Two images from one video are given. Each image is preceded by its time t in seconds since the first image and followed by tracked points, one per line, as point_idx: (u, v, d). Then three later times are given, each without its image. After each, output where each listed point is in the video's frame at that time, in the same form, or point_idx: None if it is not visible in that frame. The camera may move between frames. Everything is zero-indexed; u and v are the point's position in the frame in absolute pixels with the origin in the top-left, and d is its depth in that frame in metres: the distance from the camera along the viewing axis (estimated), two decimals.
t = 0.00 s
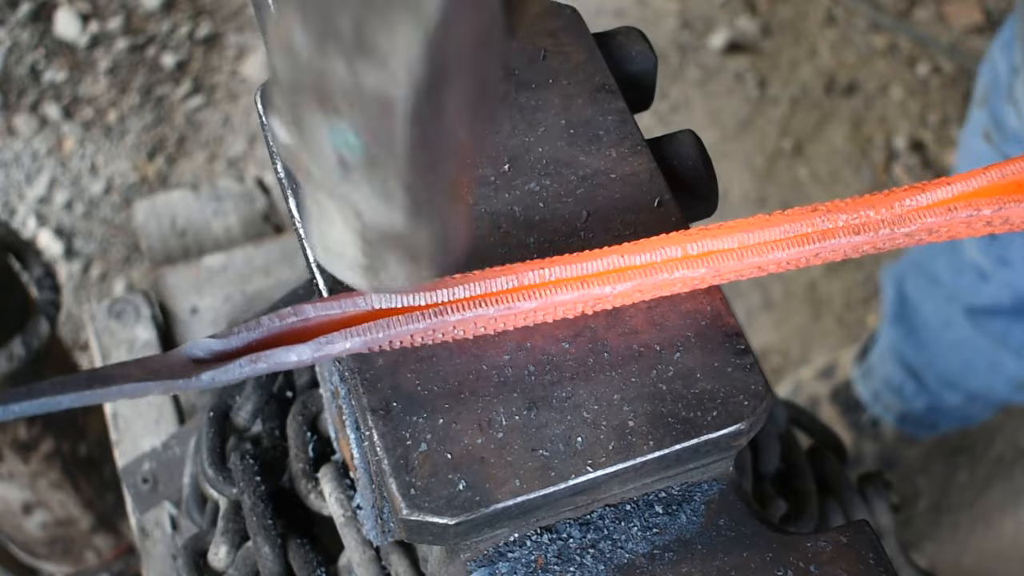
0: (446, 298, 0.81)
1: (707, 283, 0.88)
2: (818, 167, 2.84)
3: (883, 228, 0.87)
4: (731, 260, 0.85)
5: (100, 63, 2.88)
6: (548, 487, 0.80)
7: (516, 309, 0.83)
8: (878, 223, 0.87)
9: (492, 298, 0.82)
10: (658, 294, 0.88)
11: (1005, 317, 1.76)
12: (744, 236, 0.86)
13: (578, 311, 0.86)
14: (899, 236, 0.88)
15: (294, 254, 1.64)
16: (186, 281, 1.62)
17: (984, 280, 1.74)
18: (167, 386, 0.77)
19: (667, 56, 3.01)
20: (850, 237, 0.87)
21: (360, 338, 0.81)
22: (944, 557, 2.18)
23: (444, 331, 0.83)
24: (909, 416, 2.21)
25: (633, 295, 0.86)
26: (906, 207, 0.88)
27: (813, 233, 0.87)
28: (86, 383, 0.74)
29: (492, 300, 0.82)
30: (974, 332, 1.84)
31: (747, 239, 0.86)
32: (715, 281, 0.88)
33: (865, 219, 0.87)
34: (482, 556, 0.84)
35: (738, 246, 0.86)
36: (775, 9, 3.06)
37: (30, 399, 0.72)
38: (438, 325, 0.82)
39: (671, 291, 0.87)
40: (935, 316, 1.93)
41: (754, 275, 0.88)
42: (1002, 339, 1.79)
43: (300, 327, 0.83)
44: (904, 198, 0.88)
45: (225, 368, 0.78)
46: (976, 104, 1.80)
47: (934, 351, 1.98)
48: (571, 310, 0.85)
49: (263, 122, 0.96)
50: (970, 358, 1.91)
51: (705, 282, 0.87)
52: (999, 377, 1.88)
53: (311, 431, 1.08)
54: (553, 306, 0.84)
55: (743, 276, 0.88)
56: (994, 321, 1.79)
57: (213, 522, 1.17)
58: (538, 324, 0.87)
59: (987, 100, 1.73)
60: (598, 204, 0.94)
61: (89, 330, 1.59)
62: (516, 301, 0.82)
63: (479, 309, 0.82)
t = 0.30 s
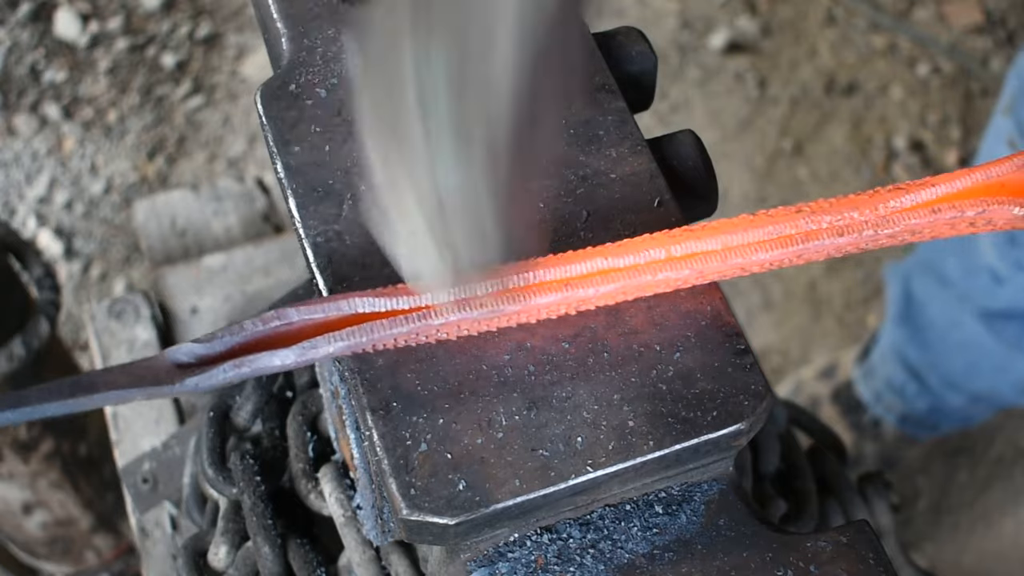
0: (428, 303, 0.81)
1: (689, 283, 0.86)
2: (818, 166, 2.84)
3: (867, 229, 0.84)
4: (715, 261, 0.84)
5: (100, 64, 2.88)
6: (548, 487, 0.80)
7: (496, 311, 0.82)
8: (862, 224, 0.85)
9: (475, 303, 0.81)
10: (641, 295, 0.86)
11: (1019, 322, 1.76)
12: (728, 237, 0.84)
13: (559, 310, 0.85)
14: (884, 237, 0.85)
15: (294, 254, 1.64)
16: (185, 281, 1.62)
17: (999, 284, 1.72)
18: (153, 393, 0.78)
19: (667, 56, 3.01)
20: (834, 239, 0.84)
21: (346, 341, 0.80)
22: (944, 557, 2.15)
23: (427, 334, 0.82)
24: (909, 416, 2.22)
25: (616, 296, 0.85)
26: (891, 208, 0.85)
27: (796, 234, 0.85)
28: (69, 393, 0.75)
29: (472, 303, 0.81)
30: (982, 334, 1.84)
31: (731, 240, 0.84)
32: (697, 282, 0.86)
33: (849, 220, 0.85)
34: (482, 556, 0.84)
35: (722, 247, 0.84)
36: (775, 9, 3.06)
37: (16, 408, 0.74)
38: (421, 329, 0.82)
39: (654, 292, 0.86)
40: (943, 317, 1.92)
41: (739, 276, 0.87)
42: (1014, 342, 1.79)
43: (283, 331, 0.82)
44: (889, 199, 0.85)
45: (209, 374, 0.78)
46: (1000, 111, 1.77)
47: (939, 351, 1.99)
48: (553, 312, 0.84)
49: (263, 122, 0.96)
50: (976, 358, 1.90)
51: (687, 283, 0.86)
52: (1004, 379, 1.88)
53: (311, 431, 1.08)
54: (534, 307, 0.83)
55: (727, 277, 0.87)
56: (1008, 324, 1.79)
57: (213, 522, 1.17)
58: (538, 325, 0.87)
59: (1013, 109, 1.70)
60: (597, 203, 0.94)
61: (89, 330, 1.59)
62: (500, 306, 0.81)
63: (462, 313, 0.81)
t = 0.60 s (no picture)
0: (384, 283, 0.79)
1: (651, 294, 0.84)
2: (818, 167, 2.84)
3: (831, 251, 0.81)
4: (677, 271, 0.81)
5: (100, 64, 2.88)
6: (548, 487, 0.80)
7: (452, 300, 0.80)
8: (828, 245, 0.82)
9: (430, 287, 0.79)
10: (600, 301, 0.84)
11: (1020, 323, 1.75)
12: (693, 248, 0.82)
13: (518, 310, 0.83)
14: (849, 261, 0.82)
15: (294, 253, 1.64)
16: (185, 281, 1.64)
17: (1000, 284, 1.71)
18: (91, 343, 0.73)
19: (667, 56, 3.01)
20: (798, 259, 0.81)
21: (298, 315, 0.76)
22: (944, 557, 2.15)
23: (381, 317, 0.80)
24: (909, 416, 2.22)
25: (578, 297, 0.82)
26: (857, 233, 0.82)
27: (760, 251, 0.82)
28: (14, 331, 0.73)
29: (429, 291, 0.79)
30: (982, 334, 1.83)
31: (695, 251, 0.82)
32: (659, 293, 0.84)
33: (813, 241, 0.82)
34: (482, 556, 0.84)
35: (686, 257, 0.82)
36: (775, 9, 3.06)
37: None
38: (374, 310, 0.79)
39: (614, 298, 0.84)
40: (943, 317, 1.92)
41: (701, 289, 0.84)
42: (1015, 344, 1.78)
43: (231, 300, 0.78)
44: (856, 223, 0.82)
45: (154, 333, 0.73)
46: (1006, 112, 1.76)
47: (940, 351, 1.99)
48: (510, 308, 0.82)
49: (263, 122, 0.96)
50: (976, 359, 1.90)
51: (648, 293, 0.84)
52: (1005, 380, 1.87)
53: (311, 431, 1.08)
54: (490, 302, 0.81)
55: (688, 290, 0.84)
56: (1010, 325, 1.78)
57: (213, 522, 1.17)
58: (538, 325, 0.87)
59: (1019, 110, 1.69)
60: (598, 203, 0.94)
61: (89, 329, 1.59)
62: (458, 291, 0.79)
63: (416, 296, 0.79)
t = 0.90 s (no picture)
0: (295, 265, 0.80)
1: (567, 293, 0.84)
2: (818, 167, 2.84)
3: (749, 256, 0.82)
4: (593, 271, 0.81)
5: (99, 64, 2.88)
6: (548, 487, 0.80)
7: (365, 287, 0.80)
8: (743, 251, 0.82)
9: (339, 273, 0.80)
10: (515, 301, 0.84)
11: (1016, 320, 1.75)
12: (606, 249, 0.82)
13: (432, 305, 0.83)
14: (767, 267, 0.83)
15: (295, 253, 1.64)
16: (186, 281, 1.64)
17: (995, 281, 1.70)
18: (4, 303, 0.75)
19: (667, 56, 3.01)
20: (714, 263, 0.82)
21: (204, 291, 0.79)
22: (944, 557, 2.17)
23: (289, 299, 0.82)
24: (909, 416, 2.22)
25: (490, 291, 0.83)
26: (775, 240, 0.83)
27: (675, 254, 0.82)
28: None
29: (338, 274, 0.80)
30: (980, 333, 1.83)
31: (607, 251, 0.81)
32: (576, 294, 0.84)
33: (730, 246, 0.83)
34: (482, 556, 0.84)
35: (599, 257, 0.81)
36: (775, 9, 3.07)
37: None
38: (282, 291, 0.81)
39: (530, 297, 0.84)
40: (941, 316, 1.92)
41: (617, 288, 0.84)
42: (1012, 340, 1.78)
43: (143, 274, 0.80)
44: (773, 230, 0.83)
45: (61, 299, 0.75)
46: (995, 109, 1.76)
47: (939, 350, 1.98)
48: (422, 303, 0.83)
49: (263, 122, 0.96)
50: (975, 357, 1.90)
51: (563, 292, 0.84)
52: (1003, 378, 1.87)
53: (311, 431, 1.08)
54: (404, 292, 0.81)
55: (604, 291, 0.84)
56: (1004, 322, 1.78)
57: (213, 522, 1.17)
58: (539, 325, 0.87)
59: (1008, 106, 1.69)
60: (598, 203, 0.94)
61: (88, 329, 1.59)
62: (366, 279, 0.80)
63: (322, 280, 0.80)
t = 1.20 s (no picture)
0: (307, 263, 0.79)
1: (579, 287, 0.83)
2: (818, 167, 2.84)
3: (760, 245, 0.81)
4: (604, 262, 0.81)
5: (99, 64, 2.88)
6: (548, 487, 0.80)
7: (376, 283, 0.79)
8: (754, 240, 0.81)
9: (351, 269, 0.79)
10: (527, 297, 0.83)
11: (1010, 318, 1.75)
12: (616, 241, 0.81)
13: (443, 301, 0.82)
14: (777, 256, 0.82)
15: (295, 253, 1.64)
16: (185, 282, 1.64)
17: (987, 281, 1.71)
18: (16, 299, 0.74)
19: (667, 56, 3.02)
20: (725, 252, 0.81)
21: (218, 287, 0.77)
22: (944, 557, 2.18)
23: (301, 296, 0.80)
24: (908, 416, 2.22)
25: (500, 286, 0.82)
26: (786, 229, 0.82)
27: (685, 246, 0.81)
28: None
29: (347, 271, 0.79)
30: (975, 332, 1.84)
31: (617, 245, 0.81)
32: (589, 288, 0.83)
33: (741, 236, 0.82)
34: (482, 556, 0.84)
35: (609, 249, 0.81)
36: (775, 9, 3.07)
37: None
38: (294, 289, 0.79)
39: (541, 292, 0.83)
40: (936, 317, 1.92)
41: (627, 282, 0.83)
42: (1007, 338, 1.78)
43: (158, 275, 0.78)
44: (784, 220, 0.82)
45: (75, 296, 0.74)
46: (978, 106, 1.79)
47: (937, 350, 1.98)
48: (433, 299, 0.82)
49: (263, 122, 0.96)
50: (972, 356, 1.90)
51: (575, 285, 0.83)
52: (1001, 376, 1.87)
53: (311, 431, 1.08)
54: (413, 287, 0.80)
55: (616, 284, 0.84)
56: (998, 320, 1.77)
57: (213, 522, 1.17)
58: (539, 325, 0.87)
59: (990, 102, 1.72)
60: (598, 203, 0.94)
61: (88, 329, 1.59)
62: (378, 274, 0.79)
63: (334, 276, 0.78)
